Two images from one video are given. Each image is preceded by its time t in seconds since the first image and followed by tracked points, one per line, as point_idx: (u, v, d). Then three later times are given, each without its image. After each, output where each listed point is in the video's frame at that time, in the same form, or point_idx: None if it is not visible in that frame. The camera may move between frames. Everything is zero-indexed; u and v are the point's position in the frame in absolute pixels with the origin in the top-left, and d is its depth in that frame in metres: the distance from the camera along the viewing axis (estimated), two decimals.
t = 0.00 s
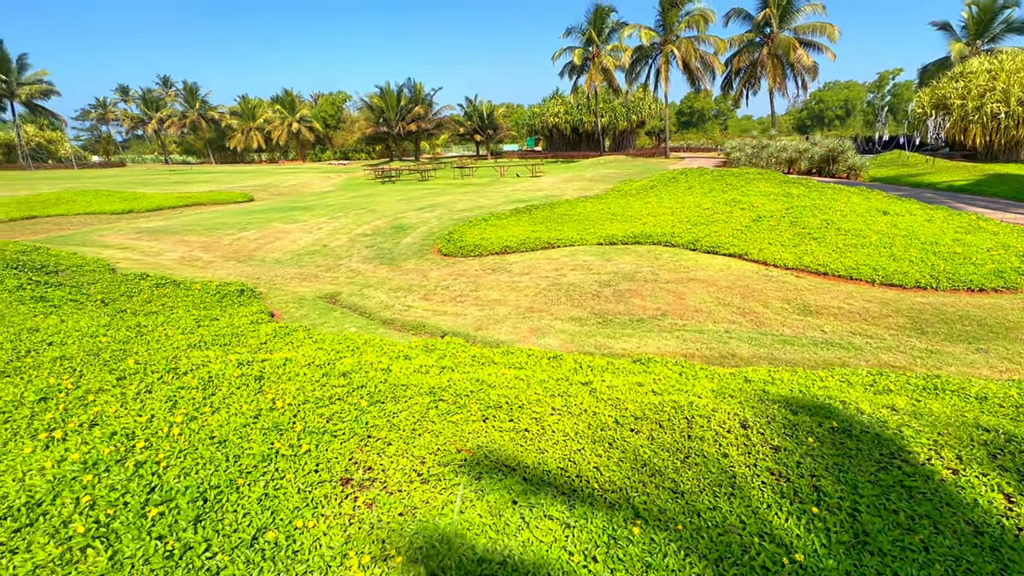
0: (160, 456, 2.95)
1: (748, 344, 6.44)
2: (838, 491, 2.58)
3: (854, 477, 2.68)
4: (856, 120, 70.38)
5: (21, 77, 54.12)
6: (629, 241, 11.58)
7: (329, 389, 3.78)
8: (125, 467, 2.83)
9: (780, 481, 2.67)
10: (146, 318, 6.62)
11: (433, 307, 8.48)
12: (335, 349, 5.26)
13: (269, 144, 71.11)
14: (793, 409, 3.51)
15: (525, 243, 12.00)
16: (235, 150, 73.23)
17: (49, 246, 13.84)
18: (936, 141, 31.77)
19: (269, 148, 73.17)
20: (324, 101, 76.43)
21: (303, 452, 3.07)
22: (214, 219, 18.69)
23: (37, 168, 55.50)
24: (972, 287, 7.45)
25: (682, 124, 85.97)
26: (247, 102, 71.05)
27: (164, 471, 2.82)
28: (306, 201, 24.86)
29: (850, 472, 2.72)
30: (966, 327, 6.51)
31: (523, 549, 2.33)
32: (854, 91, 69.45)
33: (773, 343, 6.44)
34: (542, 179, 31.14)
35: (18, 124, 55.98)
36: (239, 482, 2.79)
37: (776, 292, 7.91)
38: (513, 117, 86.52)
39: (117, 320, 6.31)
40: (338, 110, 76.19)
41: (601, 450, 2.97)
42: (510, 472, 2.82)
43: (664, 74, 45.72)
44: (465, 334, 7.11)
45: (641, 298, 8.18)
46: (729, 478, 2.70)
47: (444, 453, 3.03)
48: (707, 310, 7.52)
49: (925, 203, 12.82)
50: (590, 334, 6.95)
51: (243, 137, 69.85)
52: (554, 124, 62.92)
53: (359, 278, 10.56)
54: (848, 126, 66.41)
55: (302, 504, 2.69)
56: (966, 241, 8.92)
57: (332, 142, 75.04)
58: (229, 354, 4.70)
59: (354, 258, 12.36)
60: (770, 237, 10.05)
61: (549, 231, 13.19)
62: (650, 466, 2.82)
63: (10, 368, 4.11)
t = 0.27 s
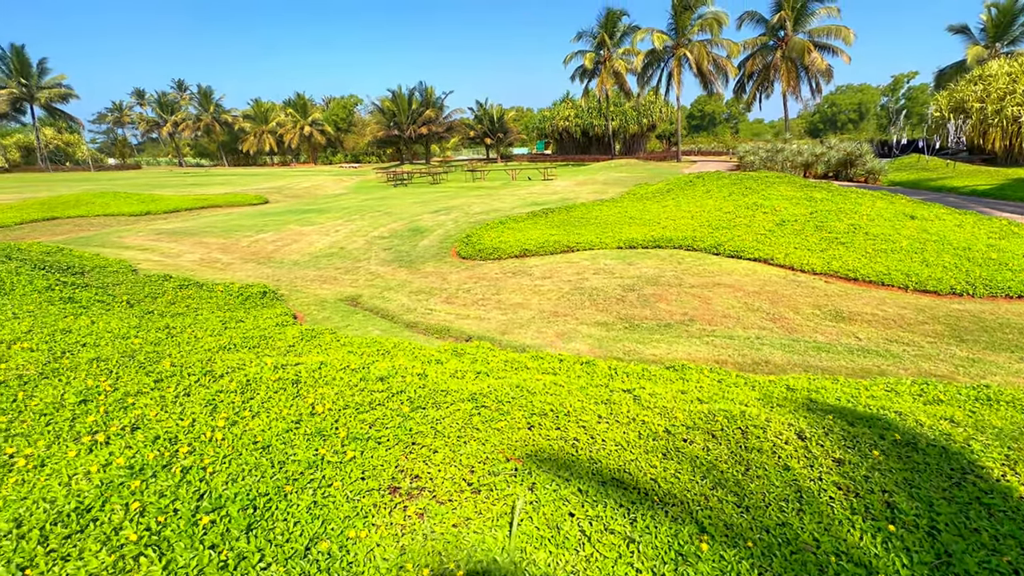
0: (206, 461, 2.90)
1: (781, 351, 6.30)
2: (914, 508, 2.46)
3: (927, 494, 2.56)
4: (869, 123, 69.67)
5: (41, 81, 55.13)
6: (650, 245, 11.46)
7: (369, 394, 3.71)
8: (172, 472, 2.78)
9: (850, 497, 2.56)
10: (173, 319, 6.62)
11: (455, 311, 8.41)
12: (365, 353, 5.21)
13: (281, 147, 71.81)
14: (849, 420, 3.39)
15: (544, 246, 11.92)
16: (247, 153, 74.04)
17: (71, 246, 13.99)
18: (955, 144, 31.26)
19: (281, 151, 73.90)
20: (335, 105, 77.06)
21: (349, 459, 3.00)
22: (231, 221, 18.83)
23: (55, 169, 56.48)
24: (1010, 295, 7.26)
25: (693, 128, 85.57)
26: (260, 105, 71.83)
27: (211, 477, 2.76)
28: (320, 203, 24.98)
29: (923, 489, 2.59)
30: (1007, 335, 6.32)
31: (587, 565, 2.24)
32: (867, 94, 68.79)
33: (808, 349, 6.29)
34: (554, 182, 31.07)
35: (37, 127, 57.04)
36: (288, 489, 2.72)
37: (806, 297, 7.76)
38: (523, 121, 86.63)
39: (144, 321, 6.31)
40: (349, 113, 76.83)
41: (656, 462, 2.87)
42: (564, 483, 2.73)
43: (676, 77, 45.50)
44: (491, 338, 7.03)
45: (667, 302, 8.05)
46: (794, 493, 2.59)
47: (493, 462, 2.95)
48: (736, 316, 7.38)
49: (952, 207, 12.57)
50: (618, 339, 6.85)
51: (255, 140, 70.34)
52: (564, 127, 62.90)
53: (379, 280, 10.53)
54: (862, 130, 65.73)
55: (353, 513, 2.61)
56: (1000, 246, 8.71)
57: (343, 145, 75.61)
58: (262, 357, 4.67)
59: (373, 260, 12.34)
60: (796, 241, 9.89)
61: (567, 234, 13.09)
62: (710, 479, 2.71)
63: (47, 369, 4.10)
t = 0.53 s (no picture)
0: (248, 475, 2.77)
1: (821, 360, 6.07)
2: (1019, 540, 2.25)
3: None
4: (884, 127, 68.80)
5: (60, 85, 56.17)
6: (673, 249, 11.26)
7: (409, 404, 3.58)
8: (214, 487, 2.66)
9: (943, 525, 2.36)
10: (197, 321, 6.56)
11: (479, 315, 8.28)
12: (396, 360, 5.07)
13: (293, 149, 72.44)
14: (921, 438, 3.18)
15: (564, 250, 11.76)
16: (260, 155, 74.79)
17: (91, 248, 14.07)
18: (977, 148, 30.59)
19: (294, 154, 74.60)
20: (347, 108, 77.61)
21: (397, 474, 2.85)
22: (247, 223, 18.90)
23: (72, 171, 57.43)
24: None
25: (704, 131, 85.07)
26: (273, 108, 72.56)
27: (255, 493, 2.63)
28: (334, 206, 25.03)
29: None
30: None
31: None
32: (882, 97, 68.01)
33: (850, 359, 6.05)
34: (567, 185, 30.90)
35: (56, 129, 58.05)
36: (335, 506, 2.58)
37: (841, 304, 7.53)
38: (533, 124, 86.61)
39: (170, 324, 6.25)
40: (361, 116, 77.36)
41: (725, 481, 2.69)
42: (629, 504, 2.57)
43: (690, 80, 45.19)
44: (518, 343, 6.89)
45: (697, 308, 7.85)
46: (883, 522, 2.39)
47: (549, 480, 2.78)
48: (770, 322, 7.17)
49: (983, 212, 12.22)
50: (649, 346, 6.67)
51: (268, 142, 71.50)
52: (575, 130, 62.79)
53: (399, 284, 10.44)
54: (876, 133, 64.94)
55: (406, 534, 2.45)
56: None
57: (354, 148, 76.08)
58: (294, 364, 4.55)
59: (391, 263, 12.27)
60: (826, 246, 9.64)
61: (587, 238, 12.93)
62: (787, 502, 2.53)
63: (78, 374, 4.01)
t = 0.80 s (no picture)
0: (288, 496, 2.64)
1: (861, 373, 5.84)
2: None
3: None
4: (898, 132, 68.00)
5: (78, 90, 57.09)
6: (695, 256, 11.05)
7: (448, 420, 3.43)
8: (254, 510, 2.53)
9: None
10: (220, 328, 6.47)
11: (501, 323, 8.14)
12: (425, 370, 4.93)
13: (304, 153, 73.06)
14: (997, 464, 2.99)
15: (584, 256, 11.58)
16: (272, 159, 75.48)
17: (110, 251, 14.14)
18: (1000, 153, 29.91)
19: (305, 157, 75.20)
20: (358, 112, 78.09)
21: (443, 496, 2.70)
22: (262, 227, 18.95)
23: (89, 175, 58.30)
24: None
25: (714, 135, 84.59)
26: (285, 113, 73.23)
27: (298, 517, 2.50)
28: (347, 210, 25.06)
29: None
30: None
31: None
32: (896, 102, 67.23)
33: (891, 373, 5.82)
34: (579, 190, 30.75)
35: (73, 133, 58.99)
36: (383, 532, 2.44)
37: (877, 314, 7.28)
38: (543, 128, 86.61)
39: (192, 330, 6.16)
40: (371, 121, 77.88)
41: (796, 510, 2.52)
42: (696, 535, 2.40)
43: (702, 84, 44.92)
44: (544, 353, 6.73)
45: (725, 317, 7.66)
46: (979, 561, 2.20)
47: (605, 507, 2.62)
48: (804, 333, 6.95)
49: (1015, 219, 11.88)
50: (680, 356, 6.48)
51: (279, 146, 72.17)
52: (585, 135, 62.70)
53: (417, 289, 10.33)
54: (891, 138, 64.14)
55: (458, 564, 2.30)
56: None
57: (365, 152, 76.43)
58: (323, 374, 4.43)
59: (408, 269, 12.17)
60: (855, 254, 9.39)
61: (606, 244, 12.76)
62: (867, 535, 2.36)
63: (107, 384, 3.92)
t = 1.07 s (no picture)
0: (336, 513, 2.54)
1: (903, 386, 5.65)
2: None
3: None
4: (912, 138, 67.27)
5: (96, 96, 58.13)
6: (717, 262, 10.88)
7: (492, 432, 3.31)
8: (302, 528, 2.44)
9: None
10: (245, 333, 6.42)
11: (524, 330, 8.03)
12: (457, 379, 4.83)
13: (316, 158, 73.77)
14: None
15: (603, 262, 11.45)
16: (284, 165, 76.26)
17: (130, 255, 14.25)
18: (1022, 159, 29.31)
19: (316, 162, 75.90)
20: (369, 118, 78.67)
21: (496, 514, 2.59)
22: (278, 231, 19.04)
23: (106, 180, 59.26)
24: None
25: (725, 141, 84.21)
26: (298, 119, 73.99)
27: (348, 535, 2.40)
28: (360, 216, 25.11)
29: None
30: None
31: None
32: (910, 108, 66.54)
33: (935, 385, 5.62)
34: (592, 195, 30.66)
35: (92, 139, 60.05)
36: (438, 552, 2.33)
37: (913, 324, 7.08)
38: (552, 134, 86.69)
39: (219, 335, 6.12)
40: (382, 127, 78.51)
41: (874, 536, 2.37)
42: (769, 561, 2.26)
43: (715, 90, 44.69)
44: (571, 361, 6.61)
45: (755, 326, 7.48)
46: None
47: (667, 528, 2.49)
48: (838, 343, 6.77)
49: None
50: (712, 366, 6.32)
51: (291, 152, 72.88)
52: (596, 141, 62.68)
53: (437, 295, 10.26)
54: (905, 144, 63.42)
55: None
56: None
57: (375, 158, 76.83)
58: (358, 382, 4.34)
59: (426, 274, 12.12)
60: (885, 261, 9.17)
61: (625, 250, 12.62)
62: (955, 565, 2.20)
63: (140, 391, 3.85)
